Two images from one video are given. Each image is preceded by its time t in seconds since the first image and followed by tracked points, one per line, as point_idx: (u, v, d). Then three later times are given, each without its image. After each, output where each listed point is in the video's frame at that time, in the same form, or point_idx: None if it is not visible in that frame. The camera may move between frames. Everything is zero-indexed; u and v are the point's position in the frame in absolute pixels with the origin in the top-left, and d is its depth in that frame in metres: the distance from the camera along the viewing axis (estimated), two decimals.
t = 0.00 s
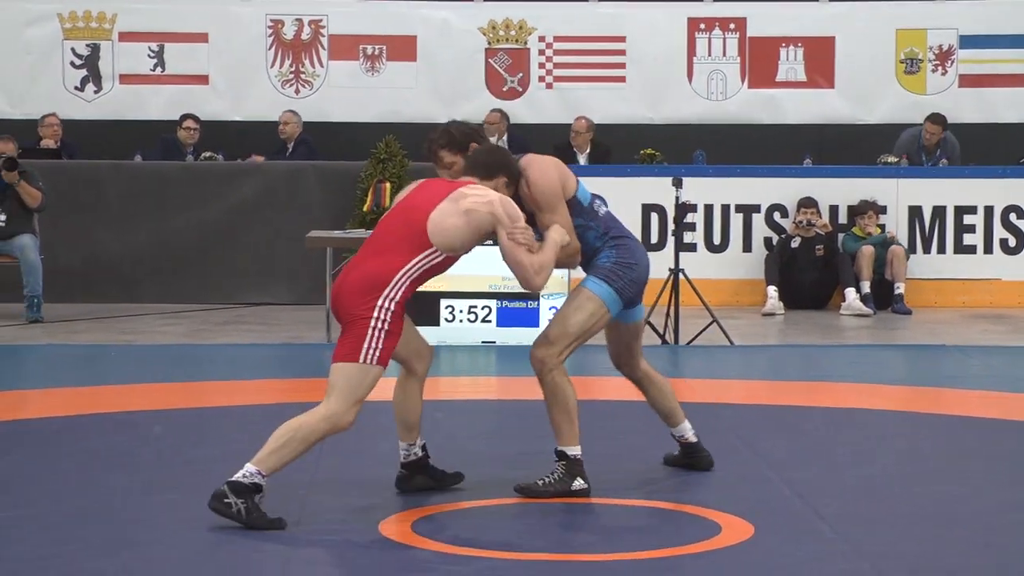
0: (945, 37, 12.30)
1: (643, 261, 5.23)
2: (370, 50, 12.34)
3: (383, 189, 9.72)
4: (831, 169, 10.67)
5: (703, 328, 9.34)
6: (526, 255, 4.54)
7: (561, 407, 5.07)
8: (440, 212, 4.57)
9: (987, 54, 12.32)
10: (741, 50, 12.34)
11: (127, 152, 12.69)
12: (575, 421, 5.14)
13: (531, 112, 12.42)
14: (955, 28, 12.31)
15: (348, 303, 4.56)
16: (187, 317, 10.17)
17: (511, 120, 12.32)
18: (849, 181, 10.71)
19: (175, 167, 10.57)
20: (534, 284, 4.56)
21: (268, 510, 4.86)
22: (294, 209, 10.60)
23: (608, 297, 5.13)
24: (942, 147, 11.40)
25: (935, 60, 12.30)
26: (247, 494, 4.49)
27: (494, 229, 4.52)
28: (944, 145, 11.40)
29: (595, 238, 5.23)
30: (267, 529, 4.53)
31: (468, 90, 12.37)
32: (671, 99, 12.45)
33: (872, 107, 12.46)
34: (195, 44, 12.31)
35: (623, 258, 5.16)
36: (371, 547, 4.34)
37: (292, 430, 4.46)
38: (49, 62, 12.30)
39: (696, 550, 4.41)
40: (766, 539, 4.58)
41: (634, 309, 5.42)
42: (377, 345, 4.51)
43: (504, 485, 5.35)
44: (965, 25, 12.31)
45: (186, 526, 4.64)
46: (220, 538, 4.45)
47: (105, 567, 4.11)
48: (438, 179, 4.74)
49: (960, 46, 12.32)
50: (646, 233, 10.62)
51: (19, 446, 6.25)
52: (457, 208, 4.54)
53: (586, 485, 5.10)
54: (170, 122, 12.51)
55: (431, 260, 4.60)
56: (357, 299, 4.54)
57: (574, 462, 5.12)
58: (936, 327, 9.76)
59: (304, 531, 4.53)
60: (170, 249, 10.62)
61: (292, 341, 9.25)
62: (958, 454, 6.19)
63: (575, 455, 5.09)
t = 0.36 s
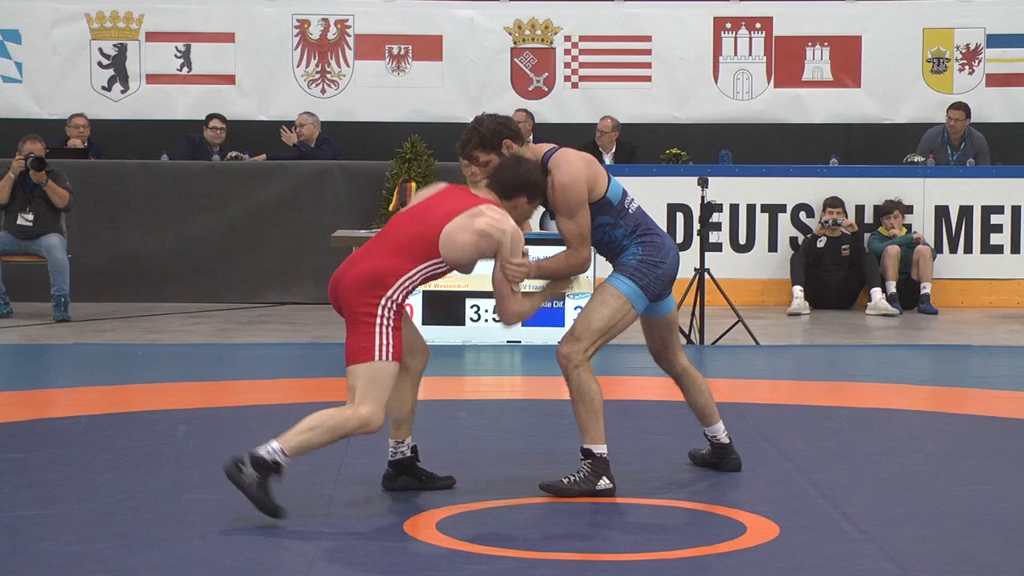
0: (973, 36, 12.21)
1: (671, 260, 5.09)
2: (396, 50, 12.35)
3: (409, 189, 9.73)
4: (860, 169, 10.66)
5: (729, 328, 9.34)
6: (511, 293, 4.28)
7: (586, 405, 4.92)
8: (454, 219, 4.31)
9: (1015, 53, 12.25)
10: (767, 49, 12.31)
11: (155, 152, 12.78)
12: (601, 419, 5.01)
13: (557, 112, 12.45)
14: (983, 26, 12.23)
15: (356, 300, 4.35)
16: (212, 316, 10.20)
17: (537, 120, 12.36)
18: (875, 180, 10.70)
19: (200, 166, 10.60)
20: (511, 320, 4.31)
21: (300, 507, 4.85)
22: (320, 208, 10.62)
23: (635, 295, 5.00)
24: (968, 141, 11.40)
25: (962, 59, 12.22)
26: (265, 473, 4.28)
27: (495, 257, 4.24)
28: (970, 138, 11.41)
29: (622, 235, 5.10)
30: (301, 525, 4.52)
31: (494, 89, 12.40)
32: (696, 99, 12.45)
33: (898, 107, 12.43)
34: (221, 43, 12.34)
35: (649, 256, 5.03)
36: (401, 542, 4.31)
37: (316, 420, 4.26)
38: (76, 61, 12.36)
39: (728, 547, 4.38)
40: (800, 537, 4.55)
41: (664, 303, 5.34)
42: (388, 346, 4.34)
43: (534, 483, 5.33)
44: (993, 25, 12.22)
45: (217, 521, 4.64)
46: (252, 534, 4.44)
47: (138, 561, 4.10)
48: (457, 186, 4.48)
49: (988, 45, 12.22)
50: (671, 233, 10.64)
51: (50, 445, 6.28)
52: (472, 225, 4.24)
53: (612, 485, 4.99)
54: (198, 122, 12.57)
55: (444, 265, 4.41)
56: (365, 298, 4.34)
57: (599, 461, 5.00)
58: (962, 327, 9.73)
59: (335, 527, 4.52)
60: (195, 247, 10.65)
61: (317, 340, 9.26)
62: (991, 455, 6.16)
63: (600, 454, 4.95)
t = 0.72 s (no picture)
0: (985, 36, 12.19)
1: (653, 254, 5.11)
2: (407, 51, 12.36)
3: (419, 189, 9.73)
4: (873, 169, 10.63)
5: (740, 329, 9.33)
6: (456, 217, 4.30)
7: (603, 409, 4.94)
8: (377, 194, 4.31)
9: None
10: (779, 49, 12.31)
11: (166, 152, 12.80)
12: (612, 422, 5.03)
13: (569, 113, 12.45)
14: (995, 27, 12.20)
15: (303, 308, 4.36)
16: (223, 316, 10.21)
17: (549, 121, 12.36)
18: (887, 181, 10.67)
19: (212, 167, 10.64)
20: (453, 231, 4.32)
21: (312, 508, 4.85)
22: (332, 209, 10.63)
23: (635, 291, 4.95)
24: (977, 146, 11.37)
25: (975, 59, 12.20)
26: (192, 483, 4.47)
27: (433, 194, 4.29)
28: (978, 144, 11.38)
29: (606, 228, 5.02)
30: (314, 526, 4.52)
31: (505, 88, 12.39)
32: (708, 99, 12.43)
33: (910, 108, 12.41)
34: (232, 44, 12.36)
35: (641, 250, 5.01)
36: (410, 541, 4.32)
37: (248, 427, 4.31)
38: (88, 62, 12.38)
39: (736, 547, 4.38)
40: (811, 538, 4.55)
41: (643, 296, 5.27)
42: (335, 348, 4.31)
43: (545, 484, 5.33)
44: (1006, 25, 12.18)
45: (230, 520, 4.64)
46: (263, 534, 4.45)
47: (149, 560, 4.11)
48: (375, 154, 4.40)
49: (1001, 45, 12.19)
50: (683, 234, 10.63)
51: (62, 445, 6.30)
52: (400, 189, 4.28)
53: (622, 486, 4.99)
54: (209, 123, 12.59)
55: (381, 251, 4.35)
56: (310, 304, 4.33)
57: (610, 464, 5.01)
58: (974, 327, 9.71)
59: (345, 526, 4.53)
60: (206, 247, 10.67)
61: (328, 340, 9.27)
62: (1005, 456, 6.15)
63: (613, 457, 4.97)
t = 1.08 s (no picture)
0: (987, 36, 12.18)
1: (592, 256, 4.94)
2: (409, 51, 12.35)
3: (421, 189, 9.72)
4: (874, 169, 10.65)
5: (742, 329, 9.32)
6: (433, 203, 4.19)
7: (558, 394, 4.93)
8: (358, 172, 4.30)
9: None
10: (781, 49, 12.30)
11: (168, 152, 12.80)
12: (573, 404, 5.04)
13: (571, 113, 12.44)
14: (997, 26, 12.18)
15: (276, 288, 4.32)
16: (224, 317, 10.20)
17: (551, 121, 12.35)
18: (888, 181, 10.68)
19: (214, 167, 10.64)
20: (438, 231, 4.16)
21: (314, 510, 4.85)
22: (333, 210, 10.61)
23: (569, 288, 4.79)
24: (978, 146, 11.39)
25: (977, 59, 12.20)
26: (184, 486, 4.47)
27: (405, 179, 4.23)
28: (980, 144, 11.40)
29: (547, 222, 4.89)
30: (314, 526, 4.51)
31: (508, 88, 12.39)
32: (710, 99, 12.43)
33: (912, 108, 12.42)
34: (234, 44, 12.36)
35: (580, 249, 4.87)
36: (411, 541, 4.32)
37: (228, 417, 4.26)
38: (89, 63, 12.37)
39: (738, 547, 4.38)
40: (813, 538, 4.55)
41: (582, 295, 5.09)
42: (302, 326, 4.23)
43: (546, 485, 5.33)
44: (1009, 25, 12.17)
45: (233, 520, 4.65)
46: (264, 533, 4.45)
47: (151, 559, 4.11)
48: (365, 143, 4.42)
49: (1003, 45, 12.17)
50: (684, 234, 10.62)
51: (64, 445, 6.30)
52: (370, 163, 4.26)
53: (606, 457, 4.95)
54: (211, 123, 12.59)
55: (357, 230, 4.30)
56: (281, 282, 4.29)
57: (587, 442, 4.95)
58: (975, 328, 9.71)
59: (346, 527, 4.53)
60: (208, 248, 10.67)
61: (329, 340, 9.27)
62: (1006, 456, 6.15)
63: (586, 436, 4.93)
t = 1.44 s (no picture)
0: (988, 37, 12.18)
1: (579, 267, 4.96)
2: (411, 51, 12.36)
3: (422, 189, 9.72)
4: (875, 170, 10.65)
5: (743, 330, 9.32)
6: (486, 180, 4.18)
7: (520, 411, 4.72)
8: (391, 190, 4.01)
9: None
10: (782, 49, 12.30)
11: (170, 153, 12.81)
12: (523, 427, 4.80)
13: (572, 114, 12.45)
14: (998, 27, 12.18)
15: (327, 317, 3.93)
16: (224, 317, 10.20)
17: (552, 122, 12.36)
18: (889, 182, 10.68)
19: (215, 168, 10.65)
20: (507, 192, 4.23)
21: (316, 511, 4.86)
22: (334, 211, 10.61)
23: (559, 297, 4.79)
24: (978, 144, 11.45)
25: (977, 60, 12.20)
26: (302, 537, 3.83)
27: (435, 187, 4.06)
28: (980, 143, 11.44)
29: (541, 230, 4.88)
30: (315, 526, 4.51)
31: (508, 88, 12.39)
32: (711, 100, 12.43)
33: (913, 109, 12.42)
34: (235, 44, 12.37)
35: (571, 260, 4.88)
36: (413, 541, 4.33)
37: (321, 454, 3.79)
38: (90, 63, 12.38)
39: (739, 547, 4.38)
40: (814, 538, 4.55)
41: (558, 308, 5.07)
42: (373, 349, 3.93)
43: (547, 487, 5.34)
44: (1009, 25, 12.16)
45: (236, 520, 4.66)
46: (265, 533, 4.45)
47: (153, 559, 4.12)
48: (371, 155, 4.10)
49: (1003, 45, 12.18)
50: (685, 234, 10.62)
51: (65, 445, 6.31)
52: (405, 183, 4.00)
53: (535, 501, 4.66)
54: (213, 124, 12.60)
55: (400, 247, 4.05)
56: (337, 308, 3.92)
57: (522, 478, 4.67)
58: (975, 328, 9.72)
59: (347, 526, 4.53)
60: (209, 248, 10.67)
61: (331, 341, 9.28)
62: (1007, 456, 6.15)
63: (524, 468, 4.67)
